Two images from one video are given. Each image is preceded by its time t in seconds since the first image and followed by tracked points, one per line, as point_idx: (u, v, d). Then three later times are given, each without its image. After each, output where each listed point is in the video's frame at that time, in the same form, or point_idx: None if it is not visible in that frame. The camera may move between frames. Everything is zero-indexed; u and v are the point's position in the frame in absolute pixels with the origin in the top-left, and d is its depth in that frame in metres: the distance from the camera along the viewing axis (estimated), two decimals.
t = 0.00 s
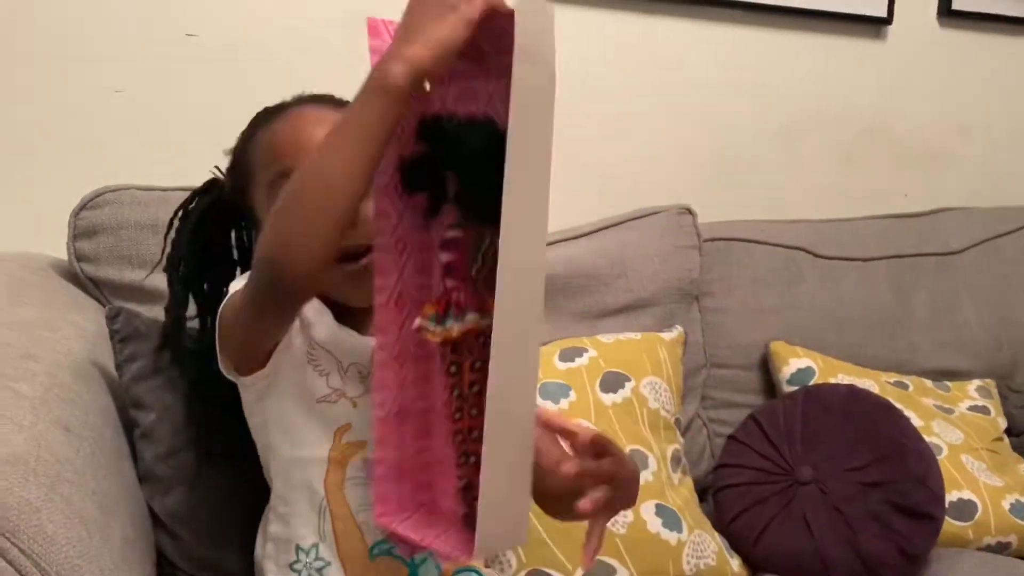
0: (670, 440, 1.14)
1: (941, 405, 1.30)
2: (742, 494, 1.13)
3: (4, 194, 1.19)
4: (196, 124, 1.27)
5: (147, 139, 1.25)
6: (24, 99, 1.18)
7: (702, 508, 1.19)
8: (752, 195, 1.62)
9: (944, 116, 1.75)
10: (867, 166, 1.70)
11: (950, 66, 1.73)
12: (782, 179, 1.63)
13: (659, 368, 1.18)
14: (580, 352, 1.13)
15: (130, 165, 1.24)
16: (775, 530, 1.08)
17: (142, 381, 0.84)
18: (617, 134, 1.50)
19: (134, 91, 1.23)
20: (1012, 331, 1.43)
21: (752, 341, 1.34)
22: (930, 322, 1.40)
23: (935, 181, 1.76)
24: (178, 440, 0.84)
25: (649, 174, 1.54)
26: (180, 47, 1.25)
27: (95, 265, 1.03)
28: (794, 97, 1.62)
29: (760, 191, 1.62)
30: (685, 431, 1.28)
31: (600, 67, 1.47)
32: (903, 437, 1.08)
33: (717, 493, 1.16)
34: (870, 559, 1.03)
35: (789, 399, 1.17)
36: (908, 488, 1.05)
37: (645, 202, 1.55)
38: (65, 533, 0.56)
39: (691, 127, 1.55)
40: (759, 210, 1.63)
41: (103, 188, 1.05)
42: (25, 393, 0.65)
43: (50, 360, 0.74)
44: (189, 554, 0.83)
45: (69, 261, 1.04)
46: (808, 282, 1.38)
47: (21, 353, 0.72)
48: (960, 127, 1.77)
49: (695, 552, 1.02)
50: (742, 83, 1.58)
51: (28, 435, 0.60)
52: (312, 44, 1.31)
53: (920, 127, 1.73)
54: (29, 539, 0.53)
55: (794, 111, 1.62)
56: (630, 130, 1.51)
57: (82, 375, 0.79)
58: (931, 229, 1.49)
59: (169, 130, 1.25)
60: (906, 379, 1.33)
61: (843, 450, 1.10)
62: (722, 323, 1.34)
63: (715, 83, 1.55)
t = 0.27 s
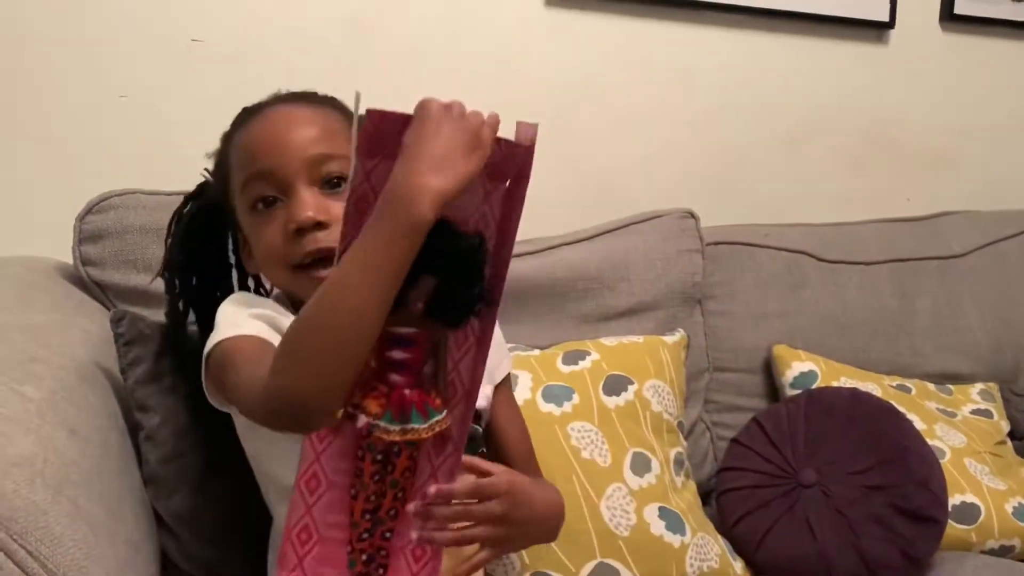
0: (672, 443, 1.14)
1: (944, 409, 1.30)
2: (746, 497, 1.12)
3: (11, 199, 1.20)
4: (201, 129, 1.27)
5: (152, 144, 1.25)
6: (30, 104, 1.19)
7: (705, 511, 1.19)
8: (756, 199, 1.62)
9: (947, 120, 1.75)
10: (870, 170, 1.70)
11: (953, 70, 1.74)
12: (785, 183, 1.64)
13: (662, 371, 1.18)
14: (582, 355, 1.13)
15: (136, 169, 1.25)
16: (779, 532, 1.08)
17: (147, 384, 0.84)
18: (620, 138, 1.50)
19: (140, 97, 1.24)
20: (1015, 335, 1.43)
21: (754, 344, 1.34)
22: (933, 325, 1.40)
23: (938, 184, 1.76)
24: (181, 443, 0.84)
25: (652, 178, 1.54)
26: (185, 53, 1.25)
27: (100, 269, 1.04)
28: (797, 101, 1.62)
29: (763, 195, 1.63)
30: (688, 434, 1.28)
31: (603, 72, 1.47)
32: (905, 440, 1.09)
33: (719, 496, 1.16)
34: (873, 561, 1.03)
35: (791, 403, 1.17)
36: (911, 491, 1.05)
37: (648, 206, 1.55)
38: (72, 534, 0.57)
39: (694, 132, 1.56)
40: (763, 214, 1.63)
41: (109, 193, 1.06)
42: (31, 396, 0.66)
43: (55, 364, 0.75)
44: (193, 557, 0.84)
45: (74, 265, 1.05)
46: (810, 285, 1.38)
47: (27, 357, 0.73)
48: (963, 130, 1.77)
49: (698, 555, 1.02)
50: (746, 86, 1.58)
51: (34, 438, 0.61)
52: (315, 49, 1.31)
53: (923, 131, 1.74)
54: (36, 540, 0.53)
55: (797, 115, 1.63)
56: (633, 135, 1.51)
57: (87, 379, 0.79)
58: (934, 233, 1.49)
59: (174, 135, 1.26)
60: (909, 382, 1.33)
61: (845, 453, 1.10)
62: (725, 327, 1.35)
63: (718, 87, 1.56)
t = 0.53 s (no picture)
0: (680, 444, 1.14)
1: (952, 411, 1.29)
2: (753, 499, 1.12)
3: (18, 198, 1.20)
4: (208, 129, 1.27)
5: (159, 144, 1.25)
6: (37, 104, 1.19)
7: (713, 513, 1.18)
8: (763, 201, 1.62)
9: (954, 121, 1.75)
10: (877, 172, 1.70)
11: (961, 71, 1.73)
12: (792, 185, 1.63)
13: (670, 373, 1.18)
14: (590, 356, 1.13)
15: (142, 169, 1.25)
16: (787, 533, 1.07)
17: (155, 381, 0.85)
18: (627, 140, 1.50)
19: (147, 96, 1.24)
20: None
21: (762, 345, 1.34)
22: (942, 327, 1.40)
23: (945, 186, 1.76)
24: (189, 441, 0.84)
25: (658, 180, 1.54)
26: (192, 52, 1.25)
27: (107, 268, 1.04)
28: (804, 102, 1.62)
29: (770, 197, 1.62)
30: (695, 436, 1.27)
31: (610, 73, 1.47)
32: (913, 442, 1.09)
33: (726, 498, 1.15)
34: (882, 562, 1.03)
35: (800, 404, 1.17)
36: (921, 492, 1.05)
37: (655, 208, 1.55)
38: (82, 531, 0.57)
39: (701, 133, 1.55)
40: (770, 216, 1.63)
41: (118, 192, 1.06)
42: (40, 393, 0.66)
43: (64, 361, 0.75)
44: (200, 557, 0.83)
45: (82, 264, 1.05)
46: (818, 287, 1.38)
47: (36, 354, 0.72)
48: (970, 132, 1.76)
49: (706, 555, 1.02)
50: (752, 87, 1.58)
51: (44, 435, 0.61)
52: (321, 49, 1.31)
53: (930, 132, 1.73)
54: (46, 536, 0.53)
55: (804, 117, 1.62)
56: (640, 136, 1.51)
57: (95, 376, 0.79)
58: (942, 234, 1.48)
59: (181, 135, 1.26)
60: (917, 384, 1.32)
61: (854, 454, 1.10)
62: (733, 328, 1.34)
63: (725, 88, 1.56)
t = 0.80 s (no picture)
0: (688, 444, 1.13)
1: (960, 412, 1.29)
2: (761, 500, 1.11)
3: (27, 196, 1.20)
4: (216, 128, 1.27)
5: (167, 142, 1.25)
6: (46, 102, 1.19)
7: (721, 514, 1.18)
8: (769, 202, 1.62)
9: (962, 122, 1.74)
10: (884, 173, 1.69)
11: (969, 71, 1.73)
12: (799, 186, 1.63)
13: (678, 373, 1.17)
14: (598, 355, 1.13)
15: (150, 168, 1.25)
16: (795, 535, 1.07)
17: (164, 380, 0.86)
18: (634, 140, 1.50)
19: (155, 95, 1.24)
20: None
21: (769, 346, 1.34)
22: (949, 329, 1.39)
23: (953, 187, 1.75)
24: (198, 440, 0.84)
25: (666, 180, 1.53)
26: (200, 51, 1.25)
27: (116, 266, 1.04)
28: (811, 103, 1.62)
29: (777, 198, 1.62)
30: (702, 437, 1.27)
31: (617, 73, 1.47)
32: (921, 444, 1.08)
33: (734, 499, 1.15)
34: (890, 563, 1.03)
35: (807, 404, 1.16)
36: (930, 494, 1.05)
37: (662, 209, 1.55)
38: (95, 529, 0.57)
39: (708, 133, 1.55)
40: (777, 217, 1.62)
41: (127, 190, 1.06)
42: (52, 391, 0.66)
43: (74, 360, 0.75)
44: (210, 556, 0.83)
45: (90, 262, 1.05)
46: (825, 287, 1.37)
47: (47, 353, 0.72)
48: (978, 133, 1.76)
49: (714, 556, 1.02)
50: (760, 88, 1.57)
51: (57, 433, 0.61)
52: (328, 48, 1.31)
53: (938, 133, 1.73)
54: (60, 535, 0.53)
55: (811, 117, 1.62)
56: (646, 137, 1.51)
57: (105, 374, 0.79)
58: (950, 235, 1.48)
59: (189, 134, 1.26)
60: (925, 385, 1.32)
61: (862, 456, 1.09)
62: (740, 329, 1.34)
63: (733, 88, 1.55)
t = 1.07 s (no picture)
0: (694, 438, 1.13)
1: (965, 408, 1.29)
2: (766, 494, 1.12)
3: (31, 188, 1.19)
4: (220, 120, 1.27)
5: (172, 134, 1.25)
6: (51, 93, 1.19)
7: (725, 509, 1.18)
8: (774, 197, 1.61)
9: (968, 118, 1.74)
10: (889, 169, 1.69)
11: (975, 67, 1.72)
12: (804, 181, 1.63)
13: (683, 367, 1.17)
14: (603, 349, 1.13)
15: (155, 160, 1.25)
16: (799, 530, 1.07)
17: (170, 371, 0.86)
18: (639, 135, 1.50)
19: (160, 86, 1.24)
20: None
21: (774, 341, 1.33)
22: (954, 324, 1.39)
23: (958, 183, 1.75)
24: (204, 431, 0.84)
25: (670, 175, 1.53)
26: (205, 42, 1.25)
27: (121, 257, 1.04)
28: (817, 98, 1.61)
29: (782, 193, 1.62)
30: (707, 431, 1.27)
31: (622, 67, 1.47)
32: (928, 439, 1.08)
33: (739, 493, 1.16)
34: (895, 559, 1.02)
35: (812, 399, 1.17)
36: (936, 489, 1.04)
37: (666, 204, 1.54)
38: (102, 518, 0.56)
39: (713, 128, 1.55)
40: (782, 212, 1.62)
41: (132, 181, 1.06)
42: (59, 380, 0.66)
43: (80, 350, 0.74)
44: (215, 547, 0.83)
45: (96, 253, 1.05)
46: (830, 282, 1.37)
47: (53, 342, 0.72)
48: (984, 129, 1.76)
49: (719, 551, 1.02)
50: (765, 83, 1.57)
51: (64, 421, 0.61)
52: (333, 42, 1.31)
53: (943, 129, 1.72)
54: (67, 523, 0.53)
55: (817, 112, 1.62)
56: (651, 132, 1.51)
57: (111, 365, 0.79)
58: (955, 231, 1.48)
59: (194, 126, 1.26)
60: (930, 381, 1.32)
61: (867, 451, 1.10)
62: (745, 324, 1.34)
63: (738, 83, 1.55)
